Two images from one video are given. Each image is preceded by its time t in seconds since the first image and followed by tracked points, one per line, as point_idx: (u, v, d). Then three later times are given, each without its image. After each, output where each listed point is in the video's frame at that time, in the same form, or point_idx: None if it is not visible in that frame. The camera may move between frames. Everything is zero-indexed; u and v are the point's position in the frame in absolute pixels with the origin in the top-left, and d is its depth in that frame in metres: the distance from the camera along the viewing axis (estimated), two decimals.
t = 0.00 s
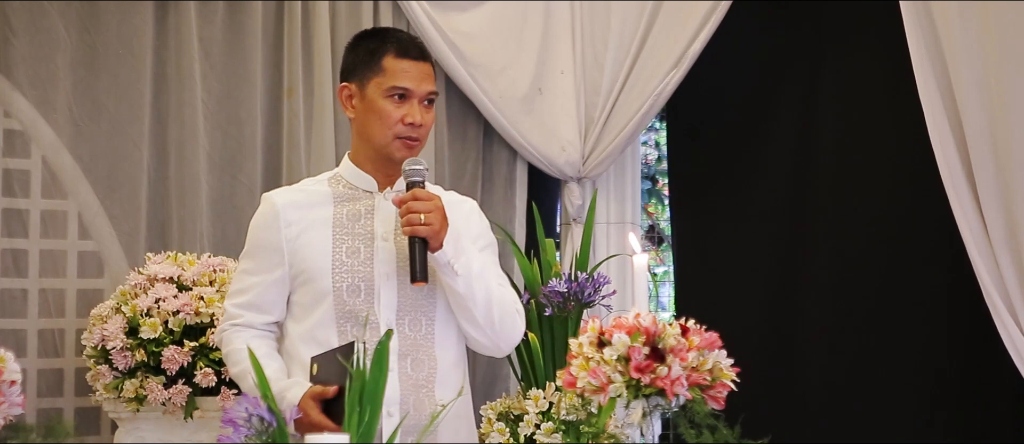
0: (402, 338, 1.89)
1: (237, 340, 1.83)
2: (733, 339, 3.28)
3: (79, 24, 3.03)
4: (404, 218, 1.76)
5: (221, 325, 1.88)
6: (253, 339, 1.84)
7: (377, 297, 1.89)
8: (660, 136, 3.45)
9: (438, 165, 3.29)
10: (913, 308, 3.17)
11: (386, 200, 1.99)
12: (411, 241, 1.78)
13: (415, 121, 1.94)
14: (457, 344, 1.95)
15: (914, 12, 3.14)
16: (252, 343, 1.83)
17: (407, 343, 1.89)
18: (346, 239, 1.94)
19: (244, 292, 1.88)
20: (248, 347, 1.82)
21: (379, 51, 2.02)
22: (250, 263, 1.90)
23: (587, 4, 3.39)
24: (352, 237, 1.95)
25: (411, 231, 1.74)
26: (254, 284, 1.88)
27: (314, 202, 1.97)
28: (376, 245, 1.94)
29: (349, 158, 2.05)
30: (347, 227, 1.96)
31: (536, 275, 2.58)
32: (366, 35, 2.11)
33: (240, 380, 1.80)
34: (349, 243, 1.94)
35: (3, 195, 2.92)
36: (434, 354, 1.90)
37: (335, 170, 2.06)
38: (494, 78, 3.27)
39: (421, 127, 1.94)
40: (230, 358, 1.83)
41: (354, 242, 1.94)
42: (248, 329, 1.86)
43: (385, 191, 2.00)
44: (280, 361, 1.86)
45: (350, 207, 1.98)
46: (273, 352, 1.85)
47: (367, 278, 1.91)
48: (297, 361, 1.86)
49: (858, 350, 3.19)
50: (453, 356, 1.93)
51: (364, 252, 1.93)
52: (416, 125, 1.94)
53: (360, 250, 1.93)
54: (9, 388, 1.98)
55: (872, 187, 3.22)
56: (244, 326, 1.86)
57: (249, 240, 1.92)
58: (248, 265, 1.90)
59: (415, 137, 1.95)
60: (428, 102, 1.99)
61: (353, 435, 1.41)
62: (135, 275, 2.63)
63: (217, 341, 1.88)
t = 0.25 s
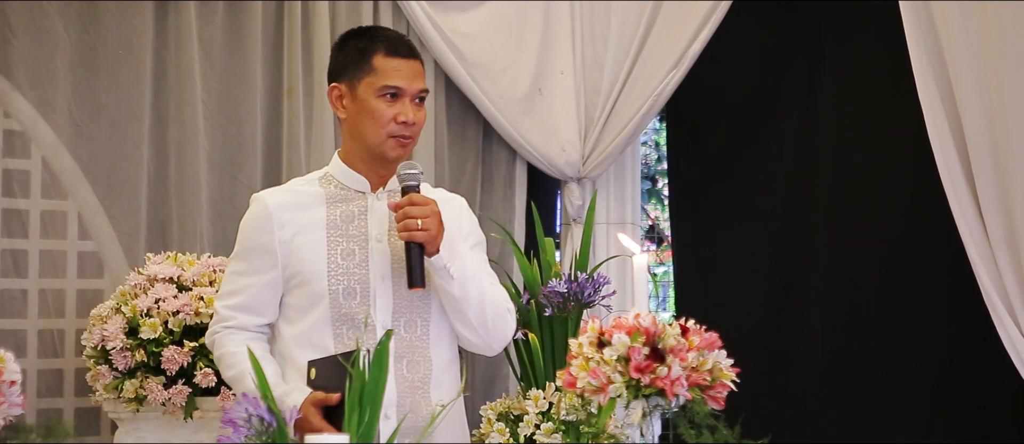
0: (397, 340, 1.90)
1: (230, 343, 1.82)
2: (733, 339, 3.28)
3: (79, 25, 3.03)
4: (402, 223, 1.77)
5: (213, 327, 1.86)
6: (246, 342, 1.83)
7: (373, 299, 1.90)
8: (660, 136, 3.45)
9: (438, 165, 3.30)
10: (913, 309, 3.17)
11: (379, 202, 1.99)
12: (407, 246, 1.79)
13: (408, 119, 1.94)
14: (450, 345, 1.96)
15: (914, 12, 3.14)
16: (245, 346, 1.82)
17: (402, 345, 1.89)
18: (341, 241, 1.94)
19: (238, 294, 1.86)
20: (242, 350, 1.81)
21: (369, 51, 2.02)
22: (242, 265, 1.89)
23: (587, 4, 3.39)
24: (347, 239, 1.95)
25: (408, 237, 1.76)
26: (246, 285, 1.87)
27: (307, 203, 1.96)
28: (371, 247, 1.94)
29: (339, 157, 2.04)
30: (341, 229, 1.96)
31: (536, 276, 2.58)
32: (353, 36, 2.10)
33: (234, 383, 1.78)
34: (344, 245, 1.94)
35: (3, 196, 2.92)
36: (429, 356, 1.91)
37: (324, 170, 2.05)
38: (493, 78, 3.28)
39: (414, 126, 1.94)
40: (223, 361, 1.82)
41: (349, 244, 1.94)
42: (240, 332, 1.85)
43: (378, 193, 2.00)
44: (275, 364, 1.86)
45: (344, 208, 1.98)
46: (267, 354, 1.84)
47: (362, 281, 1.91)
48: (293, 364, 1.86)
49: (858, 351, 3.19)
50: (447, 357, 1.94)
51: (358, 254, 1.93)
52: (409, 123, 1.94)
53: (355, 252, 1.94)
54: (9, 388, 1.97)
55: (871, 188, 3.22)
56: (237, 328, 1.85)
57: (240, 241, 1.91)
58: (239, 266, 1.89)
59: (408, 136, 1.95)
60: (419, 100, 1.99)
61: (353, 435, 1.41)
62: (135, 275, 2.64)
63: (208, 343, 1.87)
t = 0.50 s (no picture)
0: (397, 339, 1.90)
1: (227, 345, 1.82)
2: (733, 339, 3.28)
3: (79, 25, 3.02)
4: (400, 223, 1.76)
5: (209, 328, 1.86)
6: (243, 343, 1.83)
7: (371, 298, 1.90)
8: (660, 136, 3.45)
9: (438, 165, 3.30)
10: (913, 311, 3.17)
11: (375, 201, 2.00)
12: (406, 247, 1.78)
13: (403, 119, 1.94)
14: (447, 344, 1.96)
15: (914, 12, 3.14)
16: (243, 347, 1.82)
17: (401, 344, 1.90)
18: (338, 241, 1.94)
19: (233, 295, 1.86)
20: (240, 351, 1.81)
21: (361, 51, 2.02)
22: (238, 266, 1.88)
23: (587, 4, 3.39)
24: (344, 239, 1.95)
25: (406, 236, 1.76)
26: (243, 286, 1.86)
27: (303, 203, 1.96)
28: (369, 247, 1.94)
29: (333, 157, 2.04)
30: (338, 228, 1.96)
31: (536, 275, 2.58)
32: (345, 36, 2.10)
33: (232, 385, 1.78)
34: (341, 244, 1.94)
35: (3, 196, 2.92)
36: (428, 355, 1.91)
37: (318, 170, 2.05)
38: (493, 78, 3.28)
39: (409, 125, 1.94)
40: (220, 362, 1.81)
41: (346, 243, 1.94)
42: (237, 333, 1.85)
43: (374, 191, 2.00)
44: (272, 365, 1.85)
45: (340, 208, 1.98)
46: (264, 355, 1.84)
47: (360, 280, 1.91)
48: (291, 365, 1.86)
49: (858, 351, 3.19)
50: (445, 355, 1.94)
51: (356, 254, 1.94)
52: (403, 123, 1.94)
53: (352, 252, 1.94)
54: (10, 388, 1.97)
55: (871, 188, 3.22)
56: (233, 329, 1.84)
57: (235, 242, 1.90)
58: (235, 267, 1.88)
59: (403, 136, 1.95)
60: (413, 99, 1.99)
61: (353, 435, 1.41)
62: (135, 275, 2.64)
63: (204, 345, 1.86)
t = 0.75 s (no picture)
0: (397, 337, 1.90)
1: (227, 343, 1.81)
2: (733, 339, 3.28)
3: (79, 25, 3.02)
4: (398, 224, 1.76)
5: (208, 327, 1.85)
6: (243, 341, 1.82)
7: (371, 296, 1.91)
8: (661, 136, 3.45)
9: (438, 165, 3.30)
10: (913, 311, 3.17)
11: (375, 199, 2.00)
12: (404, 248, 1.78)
13: (402, 122, 1.93)
14: (446, 342, 1.96)
15: (913, 12, 3.14)
16: (244, 345, 1.81)
17: (401, 341, 1.90)
18: (338, 239, 1.94)
19: (233, 293, 1.85)
20: (240, 349, 1.80)
21: (361, 53, 2.01)
22: (238, 264, 1.88)
23: (587, 4, 3.39)
24: (344, 236, 1.95)
25: (405, 238, 1.75)
26: (243, 285, 1.86)
27: (302, 202, 1.96)
28: (369, 244, 1.95)
29: (332, 156, 2.04)
30: (338, 226, 1.96)
31: (536, 275, 2.59)
32: (345, 36, 2.09)
33: (232, 383, 1.77)
34: (341, 242, 1.94)
35: (3, 196, 2.92)
36: (427, 352, 1.91)
37: (317, 169, 2.05)
38: (494, 78, 3.28)
39: (409, 128, 1.94)
40: (219, 361, 1.80)
41: (346, 241, 1.95)
42: (237, 331, 1.84)
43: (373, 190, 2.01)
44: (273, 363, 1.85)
45: (340, 206, 1.98)
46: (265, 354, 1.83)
47: (360, 278, 1.91)
48: (292, 363, 1.85)
49: (858, 351, 3.19)
50: (444, 353, 1.95)
51: (356, 252, 1.94)
52: (403, 126, 1.94)
53: (352, 250, 1.94)
54: (10, 388, 1.97)
55: (871, 189, 3.22)
56: (233, 327, 1.83)
57: (235, 241, 1.90)
58: (235, 265, 1.88)
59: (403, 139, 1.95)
60: (413, 101, 1.98)
61: (354, 435, 1.41)
62: (135, 275, 2.64)
63: (202, 344, 1.85)
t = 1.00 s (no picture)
0: (397, 339, 1.90)
1: (227, 344, 1.81)
2: (733, 339, 3.28)
3: (79, 25, 3.02)
4: (401, 235, 1.76)
5: (209, 327, 1.85)
6: (244, 342, 1.82)
7: (373, 297, 1.90)
8: (661, 136, 3.45)
9: (437, 165, 3.30)
10: (913, 311, 3.17)
11: (377, 200, 2.00)
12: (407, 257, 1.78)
13: (406, 138, 1.91)
14: (446, 343, 1.97)
15: (913, 13, 3.13)
16: (244, 346, 1.81)
17: (402, 343, 1.90)
18: (340, 240, 1.94)
19: (234, 294, 1.85)
20: (241, 350, 1.80)
21: (371, 65, 1.98)
22: (239, 265, 1.87)
23: (587, 4, 3.39)
24: (346, 238, 1.95)
25: (407, 248, 1.75)
26: (244, 286, 1.86)
27: (304, 202, 1.96)
28: (370, 246, 1.94)
29: (335, 158, 2.03)
30: (340, 227, 1.96)
31: (536, 275, 2.59)
32: (359, 40, 2.05)
33: (233, 384, 1.78)
34: (343, 244, 1.94)
35: (2, 196, 2.92)
36: (428, 354, 1.91)
37: (318, 170, 2.05)
38: (494, 78, 3.28)
39: (412, 145, 1.92)
40: (220, 361, 1.81)
41: (347, 242, 1.94)
42: (238, 332, 1.84)
43: (375, 191, 2.00)
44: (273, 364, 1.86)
45: (341, 207, 1.98)
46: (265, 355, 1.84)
47: (362, 279, 1.91)
48: (292, 364, 1.86)
49: (858, 351, 3.19)
50: (444, 355, 1.95)
51: (358, 253, 1.94)
52: (407, 142, 1.92)
53: (354, 251, 1.94)
54: (9, 388, 1.97)
55: (871, 189, 3.22)
56: (234, 328, 1.84)
57: (236, 241, 1.90)
58: (236, 266, 1.88)
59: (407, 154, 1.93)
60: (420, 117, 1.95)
61: (354, 435, 1.41)
62: (135, 275, 2.64)
63: (204, 344, 1.86)
